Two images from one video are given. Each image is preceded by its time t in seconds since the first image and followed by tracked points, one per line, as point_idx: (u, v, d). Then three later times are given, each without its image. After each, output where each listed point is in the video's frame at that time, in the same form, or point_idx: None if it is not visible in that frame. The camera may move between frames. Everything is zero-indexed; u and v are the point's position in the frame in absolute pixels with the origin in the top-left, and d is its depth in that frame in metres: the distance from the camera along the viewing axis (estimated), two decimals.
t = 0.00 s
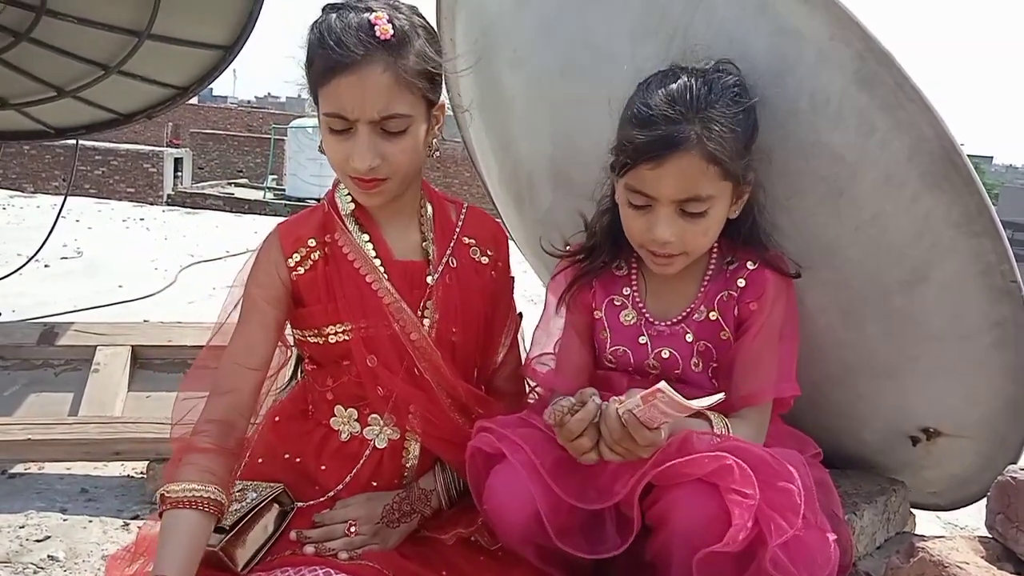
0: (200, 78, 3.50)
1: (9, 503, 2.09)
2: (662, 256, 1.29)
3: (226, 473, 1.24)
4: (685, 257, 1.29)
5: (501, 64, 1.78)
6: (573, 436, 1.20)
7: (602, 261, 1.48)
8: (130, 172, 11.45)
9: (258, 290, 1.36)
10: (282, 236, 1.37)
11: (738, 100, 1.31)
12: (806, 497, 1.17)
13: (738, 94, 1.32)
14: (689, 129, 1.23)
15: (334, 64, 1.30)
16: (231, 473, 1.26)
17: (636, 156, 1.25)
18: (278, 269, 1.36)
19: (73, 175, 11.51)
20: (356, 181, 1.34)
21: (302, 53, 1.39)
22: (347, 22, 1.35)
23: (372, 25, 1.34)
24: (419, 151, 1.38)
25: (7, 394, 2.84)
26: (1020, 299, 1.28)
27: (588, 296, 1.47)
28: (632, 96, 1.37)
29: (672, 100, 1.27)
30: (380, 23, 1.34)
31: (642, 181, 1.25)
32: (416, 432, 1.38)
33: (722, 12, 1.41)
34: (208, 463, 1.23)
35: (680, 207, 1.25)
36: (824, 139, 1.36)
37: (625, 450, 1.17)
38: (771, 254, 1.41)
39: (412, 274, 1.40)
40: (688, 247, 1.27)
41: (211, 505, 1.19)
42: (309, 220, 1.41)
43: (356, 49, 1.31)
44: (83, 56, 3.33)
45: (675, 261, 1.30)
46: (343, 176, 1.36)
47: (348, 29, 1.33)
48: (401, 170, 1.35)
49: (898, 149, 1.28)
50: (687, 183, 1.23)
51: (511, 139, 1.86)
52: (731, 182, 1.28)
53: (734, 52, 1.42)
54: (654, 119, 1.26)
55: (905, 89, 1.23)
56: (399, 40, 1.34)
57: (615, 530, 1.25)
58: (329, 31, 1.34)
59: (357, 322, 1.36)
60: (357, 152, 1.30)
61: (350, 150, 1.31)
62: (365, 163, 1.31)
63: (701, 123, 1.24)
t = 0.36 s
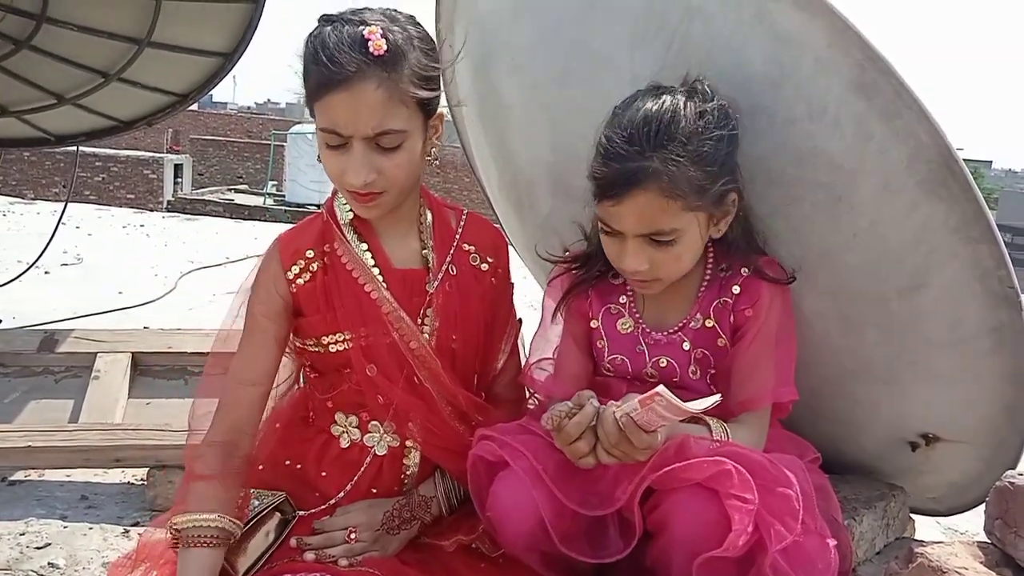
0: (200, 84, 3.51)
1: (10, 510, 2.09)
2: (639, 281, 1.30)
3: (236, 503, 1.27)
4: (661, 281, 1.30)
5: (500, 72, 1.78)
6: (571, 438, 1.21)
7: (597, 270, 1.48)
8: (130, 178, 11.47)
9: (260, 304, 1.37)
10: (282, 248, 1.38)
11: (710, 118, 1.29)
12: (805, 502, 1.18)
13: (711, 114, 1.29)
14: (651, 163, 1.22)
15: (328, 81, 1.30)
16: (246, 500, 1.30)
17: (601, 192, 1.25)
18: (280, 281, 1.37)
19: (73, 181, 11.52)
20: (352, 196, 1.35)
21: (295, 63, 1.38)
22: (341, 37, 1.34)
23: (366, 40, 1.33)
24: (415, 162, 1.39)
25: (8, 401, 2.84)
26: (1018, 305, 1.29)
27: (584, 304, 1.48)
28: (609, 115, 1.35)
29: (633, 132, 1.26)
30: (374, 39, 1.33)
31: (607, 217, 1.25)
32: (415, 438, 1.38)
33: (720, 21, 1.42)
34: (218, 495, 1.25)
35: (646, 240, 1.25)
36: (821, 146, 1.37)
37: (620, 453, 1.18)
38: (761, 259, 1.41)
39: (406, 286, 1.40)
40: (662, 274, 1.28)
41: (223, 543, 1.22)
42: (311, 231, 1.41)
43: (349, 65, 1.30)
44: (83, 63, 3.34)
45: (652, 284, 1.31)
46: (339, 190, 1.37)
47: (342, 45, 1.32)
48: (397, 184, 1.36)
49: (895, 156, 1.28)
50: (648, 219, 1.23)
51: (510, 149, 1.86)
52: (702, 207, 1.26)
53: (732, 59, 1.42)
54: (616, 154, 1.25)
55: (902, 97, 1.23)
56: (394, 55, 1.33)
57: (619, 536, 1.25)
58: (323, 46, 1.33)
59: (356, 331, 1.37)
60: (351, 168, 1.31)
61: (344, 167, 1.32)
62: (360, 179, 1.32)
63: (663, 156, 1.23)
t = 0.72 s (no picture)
0: (197, 93, 3.52)
1: (5, 519, 2.08)
2: (620, 290, 1.30)
3: (185, 490, 1.38)
4: (643, 290, 1.30)
5: (496, 80, 1.79)
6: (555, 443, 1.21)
7: (585, 280, 1.49)
8: (127, 186, 11.47)
9: (245, 305, 1.42)
10: (276, 253, 1.42)
11: (693, 126, 1.30)
12: (793, 509, 1.17)
13: (695, 123, 1.30)
14: (631, 170, 1.22)
15: (279, 132, 1.28)
16: (200, 490, 1.41)
17: (582, 199, 1.25)
18: (270, 283, 1.41)
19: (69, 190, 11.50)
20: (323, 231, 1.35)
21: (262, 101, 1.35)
22: (291, 86, 1.28)
23: (305, 98, 1.25)
24: (384, 197, 1.34)
25: (3, 410, 2.83)
26: (1013, 311, 1.29)
27: (572, 314, 1.48)
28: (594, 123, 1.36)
29: (616, 139, 1.26)
30: (313, 96, 1.25)
31: (590, 225, 1.25)
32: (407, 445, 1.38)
33: (714, 30, 1.43)
34: (166, 479, 1.36)
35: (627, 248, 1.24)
36: (815, 153, 1.37)
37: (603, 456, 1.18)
38: (747, 266, 1.42)
39: (399, 295, 1.40)
40: (643, 283, 1.27)
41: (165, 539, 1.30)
42: (306, 237, 1.43)
43: (291, 121, 1.26)
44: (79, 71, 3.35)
45: (636, 292, 1.30)
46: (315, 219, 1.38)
47: (288, 98, 1.27)
48: (361, 221, 1.33)
49: (890, 164, 1.29)
50: (630, 227, 1.22)
51: (506, 156, 1.85)
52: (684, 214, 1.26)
53: (726, 68, 1.43)
54: (596, 163, 1.25)
55: (896, 104, 1.24)
56: (335, 110, 1.25)
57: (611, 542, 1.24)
58: (275, 97, 1.30)
59: (348, 335, 1.37)
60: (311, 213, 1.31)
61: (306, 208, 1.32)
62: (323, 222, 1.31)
63: (644, 162, 1.23)
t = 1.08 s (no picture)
0: (200, 94, 3.52)
1: (8, 521, 2.08)
2: (642, 278, 1.29)
3: (220, 468, 1.48)
4: (663, 278, 1.30)
5: (498, 80, 1.79)
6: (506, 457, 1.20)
7: (581, 282, 1.49)
8: (130, 188, 11.49)
9: (247, 303, 1.45)
10: (268, 253, 1.43)
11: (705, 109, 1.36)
12: (793, 514, 1.17)
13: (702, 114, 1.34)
14: (658, 151, 1.23)
15: (261, 152, 1.28)
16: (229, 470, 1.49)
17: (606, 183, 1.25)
18: (264, 284, 1.42)
19: (73, 192, 11.52)
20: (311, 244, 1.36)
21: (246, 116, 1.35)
22: (270, 108, 1.27)
23: (284, 121, 1.24)
24: (371, 208, 1.34)
25: (7, 411, 2.83)
26: (1017, 311, 1.29)
27: (569, 316, 1.48)
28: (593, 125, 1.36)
29: (637, 123, 1.27)
30: (292, 120, 1.24)
31: (617, 207, 1.25)
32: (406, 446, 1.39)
33: (717, 30, 1.42)
34: (199, 462, 1.46)
35: (655, 229, 1.25)
36: (819, 153, 1.37)
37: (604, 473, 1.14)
38: (747, 266, 1.42)
39: (392, 300, 1.40)
40: (667, 268, 1.28)
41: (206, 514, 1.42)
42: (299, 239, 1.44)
43: (270, 143, 1.26)
44: (83, 73, 3.35)
45: (654, 282, 1.31)
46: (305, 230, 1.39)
47: (269, 119, 1.27)
48: (348, 233, 1.34)
49: (894, 164, 1.28)
50: (661, 206, 1.23)
51: (506, 155, 1.87)
52: (705, 200, 1.29)
53: (729, 67, 1.43)
54: (622, 143, 1.25)
55: (900, 104, 1.24)
56: (315, 133, 1.24)
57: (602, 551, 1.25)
58: (256, 118, 1.29)
59: (341, 336, 1.38)
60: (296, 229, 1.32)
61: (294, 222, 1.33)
62: (309, 236, 1.32)
63: (669, 144, 1.25)
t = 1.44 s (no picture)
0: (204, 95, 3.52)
1: (13, 521, 2.09)
2: (658, 256, 1.29)
3: (228, 474, 1.50)
4: (678, 257, 1.30)
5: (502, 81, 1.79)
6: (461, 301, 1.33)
7: (583, 282, 1.50)
8: (134, 189, 11.51)
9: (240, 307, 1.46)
10: (256, 255, 1.43)
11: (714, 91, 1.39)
12: (793, 522, 1.16)
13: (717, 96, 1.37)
14: (681, 123, 1.27)
15: (259, 156, 1.27)
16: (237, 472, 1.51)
17: (628, 150, 1.27)
18: (254, 285, 1.43)
19: (76, 192, 11.55)
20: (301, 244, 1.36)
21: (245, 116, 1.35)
22: (272, 113, 1.27)
23: (287, 128, 1.24)
24: (361, 215, 1.35)
25: (12, 411, 2.84)
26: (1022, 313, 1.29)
27: (570, 314, 1.48)
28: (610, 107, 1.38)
29: (660, 98, 1.30)
30: (294, 128, 1.24)
31: (638, 173, 1.27)
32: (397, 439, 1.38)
33: (721, 30, 1.42)
34: (208, 469, 1.48)
35: (674, 201, 1.27)
36: (823, 154, 1.37)
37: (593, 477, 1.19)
38: (751, 268, 1.42)
39: (377, 298, 1.40)
40: (685, 243, 1.29)
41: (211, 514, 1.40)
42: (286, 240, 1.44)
43: (270, 151, 1.25)
44: (88, 74, 3.36)
45: (668, 261, 1.30)
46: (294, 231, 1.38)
47: (270, 124, 1.26)
48: (340, 237, 1.34)
49: (899, 165, 1.28)
50: (684, 172, 1.26)
51: (509, 156, 1.87)
52: (719, 178, 1.32)
53: (734, 68, 1.43)
54: (647, 111, 1.28)
55: (905, 105, 1.23)
56: (316, 142, 1.24)
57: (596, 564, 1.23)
58: (255, 126, 1.28)
59: (332, 333, 1.38)
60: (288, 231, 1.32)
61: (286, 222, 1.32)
62: (298, 238, 1.32)
63: (691, 117, 1.28)
